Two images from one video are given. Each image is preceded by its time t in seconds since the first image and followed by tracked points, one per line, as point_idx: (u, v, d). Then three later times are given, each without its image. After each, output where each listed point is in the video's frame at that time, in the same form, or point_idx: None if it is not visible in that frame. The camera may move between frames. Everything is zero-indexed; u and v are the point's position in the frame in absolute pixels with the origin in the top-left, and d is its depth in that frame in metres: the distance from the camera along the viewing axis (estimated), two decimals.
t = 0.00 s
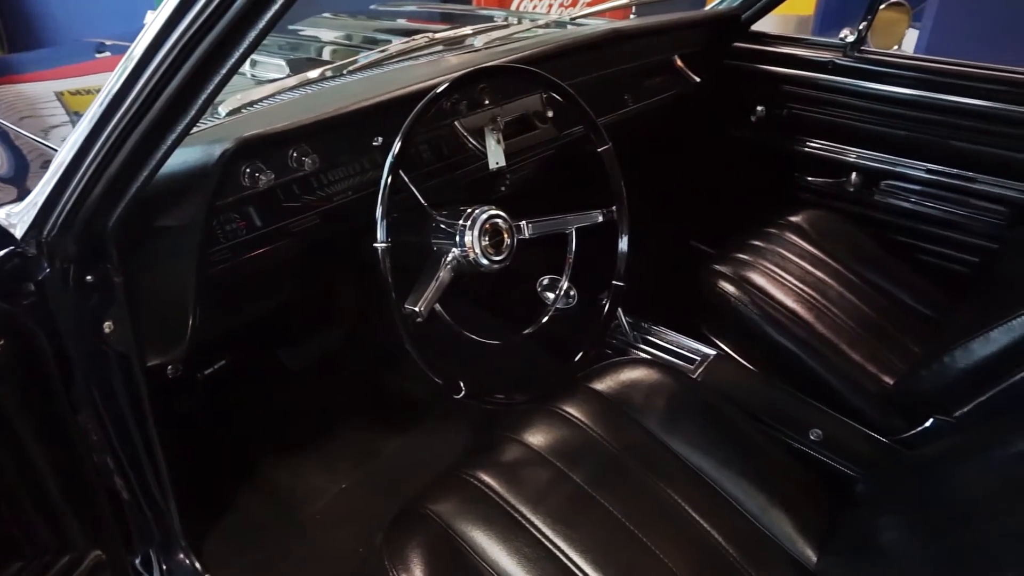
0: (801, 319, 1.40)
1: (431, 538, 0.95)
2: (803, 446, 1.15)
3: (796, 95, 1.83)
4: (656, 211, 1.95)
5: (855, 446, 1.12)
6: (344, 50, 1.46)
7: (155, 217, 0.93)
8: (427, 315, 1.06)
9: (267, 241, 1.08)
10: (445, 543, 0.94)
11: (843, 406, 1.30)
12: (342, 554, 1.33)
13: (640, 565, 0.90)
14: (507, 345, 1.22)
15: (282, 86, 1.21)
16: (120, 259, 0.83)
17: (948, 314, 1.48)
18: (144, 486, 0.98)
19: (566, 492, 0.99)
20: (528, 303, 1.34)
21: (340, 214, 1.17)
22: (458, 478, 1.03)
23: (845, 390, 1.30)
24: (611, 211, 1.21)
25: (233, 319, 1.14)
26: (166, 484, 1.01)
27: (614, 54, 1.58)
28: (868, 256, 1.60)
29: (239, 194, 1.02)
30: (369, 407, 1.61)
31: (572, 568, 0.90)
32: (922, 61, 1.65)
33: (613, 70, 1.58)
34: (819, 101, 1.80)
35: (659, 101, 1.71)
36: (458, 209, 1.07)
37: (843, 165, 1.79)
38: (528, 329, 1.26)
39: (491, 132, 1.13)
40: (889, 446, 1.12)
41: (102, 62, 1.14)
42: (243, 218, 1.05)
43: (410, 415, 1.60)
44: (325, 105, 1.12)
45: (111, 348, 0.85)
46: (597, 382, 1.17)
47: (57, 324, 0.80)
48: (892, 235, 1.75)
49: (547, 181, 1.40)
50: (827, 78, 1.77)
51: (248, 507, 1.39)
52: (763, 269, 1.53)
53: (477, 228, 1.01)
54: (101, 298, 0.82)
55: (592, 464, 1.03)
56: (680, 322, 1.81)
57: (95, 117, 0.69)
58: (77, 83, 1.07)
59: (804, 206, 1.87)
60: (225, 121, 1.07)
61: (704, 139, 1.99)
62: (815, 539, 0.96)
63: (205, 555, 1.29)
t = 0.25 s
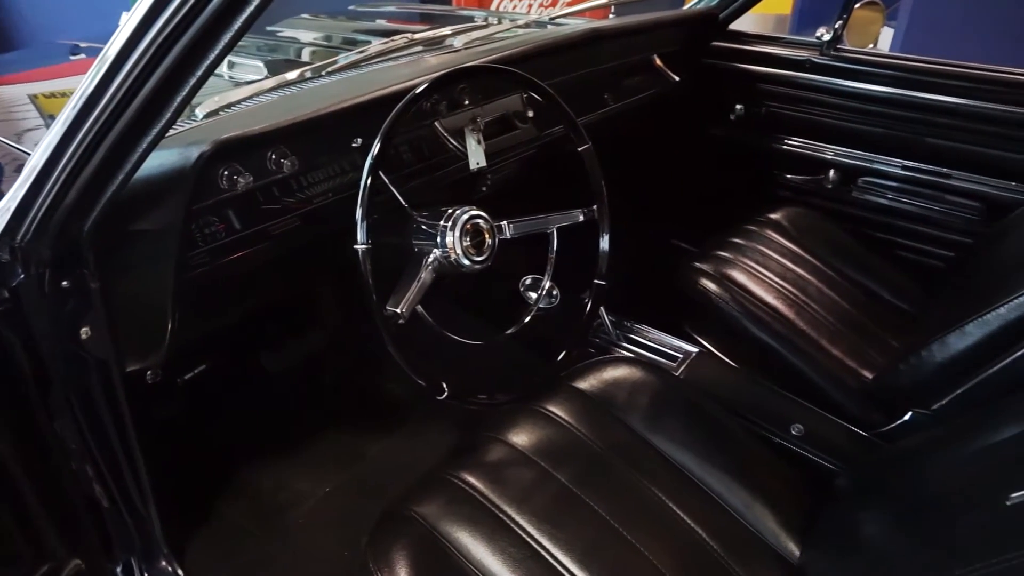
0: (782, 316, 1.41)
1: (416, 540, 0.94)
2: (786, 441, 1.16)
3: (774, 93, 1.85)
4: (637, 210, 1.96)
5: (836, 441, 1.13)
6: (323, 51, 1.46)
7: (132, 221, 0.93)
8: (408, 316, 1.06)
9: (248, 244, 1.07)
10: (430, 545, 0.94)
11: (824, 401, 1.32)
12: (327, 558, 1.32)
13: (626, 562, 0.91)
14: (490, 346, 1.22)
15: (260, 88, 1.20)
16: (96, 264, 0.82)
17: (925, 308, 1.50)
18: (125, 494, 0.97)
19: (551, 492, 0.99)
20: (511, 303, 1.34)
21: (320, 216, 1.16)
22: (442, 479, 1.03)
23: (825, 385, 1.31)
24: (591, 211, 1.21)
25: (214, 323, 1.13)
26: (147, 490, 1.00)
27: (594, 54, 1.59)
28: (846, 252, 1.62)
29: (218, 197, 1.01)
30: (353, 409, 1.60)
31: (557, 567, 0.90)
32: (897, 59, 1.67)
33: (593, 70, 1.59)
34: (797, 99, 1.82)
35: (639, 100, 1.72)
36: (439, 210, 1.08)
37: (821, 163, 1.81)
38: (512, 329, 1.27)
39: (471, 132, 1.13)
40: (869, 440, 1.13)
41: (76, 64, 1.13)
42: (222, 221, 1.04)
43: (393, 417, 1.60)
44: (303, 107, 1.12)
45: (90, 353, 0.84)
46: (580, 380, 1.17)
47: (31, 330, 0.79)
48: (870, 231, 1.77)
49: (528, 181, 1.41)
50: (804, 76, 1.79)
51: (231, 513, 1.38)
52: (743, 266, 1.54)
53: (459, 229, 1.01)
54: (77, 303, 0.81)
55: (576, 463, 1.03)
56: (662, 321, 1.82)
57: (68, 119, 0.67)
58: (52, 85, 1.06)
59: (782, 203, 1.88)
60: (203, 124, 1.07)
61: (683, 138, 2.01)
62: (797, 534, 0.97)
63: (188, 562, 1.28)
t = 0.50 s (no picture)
0: (763, 312, 1.43)
1: (400, 542, 0.94)
2: (768, 436, 1.16)
3: (752, 91, 1.86)
4: (618, 209, 1.97)
5: (816, 435, 1.14)
6: (301, 52, 1.45)
7: (108, 226, 0.92)
8: (389, 318, 1.05)
9: (226, 247, 1.06)
10: (415, 547, 0.94)
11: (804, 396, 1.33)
12: (311, 563, 1.31)
13: (611, 560, 0.91)
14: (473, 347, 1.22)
15: (237, 90, 1.19)
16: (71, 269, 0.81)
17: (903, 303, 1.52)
18: (104, 501, 0.96)
19: (535, 491, 0.99)
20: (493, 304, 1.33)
21: (300, 218, 1.15)
22: (427, 481, 1.03)
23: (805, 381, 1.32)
24: (572, 210, 1.21)
25: (193, 328, 1.12)
26: (126, 498, 0.99)
27: (573, 53, 1.59)
28: (824, 248, 1.63)
29: (195, 201, 1.00)
30: (336, 413, 1.59)
31: (542, 566, 0.90)
32: (873, 57, 1.69)
33: (572, 69, 1.59)
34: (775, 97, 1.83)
35: (619, 99, 1.72)
36: (419, 211, 1.07)
37: (799, 160, 1.83)
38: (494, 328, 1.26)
39: (450, 132, 1.15)
40: (849, 434, 1.14)
41: (49, 67, 1.11)
42: (200, 224, 1.02)
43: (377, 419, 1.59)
44: (281, 109, 1.11)
45: (66, 360, 0.83)
46: (563, 379, 1.18)
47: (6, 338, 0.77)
48: (848, 227, 1.79)
49: (509, 181, 1.40)
50: (781, 74, 1.81)
51: (214, 520, 1.36)
52: (724, 264, 1.55)
53: (439, 229, 1.00)
54: (53, 309, 0.80)
55: (560, 462, 1.03)
56: (645, 319, 1.83)
57: (40, 123, 0.66)
58: (23, 88, 1.04)
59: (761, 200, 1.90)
60: (179, 127, 1.05)
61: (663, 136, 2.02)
62: (780, 528, 0.98)
63: (170, 570, 1.27)
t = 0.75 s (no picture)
0: (743, 308, 1.44)
1: (385, 545, 0.94)
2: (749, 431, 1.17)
3: (730, 90, 1.88)
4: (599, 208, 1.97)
5: (797, 430, 1.15)
6: (279, 54, 1.44)
7: (83, 231, 0.90)
8: (370, 320, 1.05)
9: (204, 251, 1.05)
10: (400, 549, 0.93)
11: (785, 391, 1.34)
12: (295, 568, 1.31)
13: (595, 558, 0.91)
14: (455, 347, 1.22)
15: (213, 92, 1.18)
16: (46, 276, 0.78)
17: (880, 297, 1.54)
18: (83, 511, 0.95)
19: (519, 491, 0.99)
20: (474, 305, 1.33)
21: (279, 221, 1.14)
22: (411, 483, 1.03)
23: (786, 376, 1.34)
24: (553, 210, 1.21)
25: (172, 333, 1.11)
26: (106, 507, 0.98)
27: (551, 53, 1.59)
28: (803, 244, 1.65)
29: (172, 204, 0.99)
30: (319, 416, 1.58)
31: (527, 566, 0.90)
32: (848, 55, 1.71)
33: (551, 69, 1.59)
34: (752, 95, 1.85)
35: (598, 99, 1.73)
36: (400, 212, 1.08)
37: (777, 157, 1.84)
38: (475, 329, 1.26)
39: (431, 132, 1.12)
40: (829, 428, 1.16)
41: (20, 69, 1.10)
42: (178, 228, 1.01)
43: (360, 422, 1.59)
44: (258, 111, 1.10)
45: (42, 368, 0.82)
46: (546, 379, 1.18)
47: None
48: (826, 223, 1.81)
49: (489, 181, 1.40)
50: (759, 72, 1.82)
51: (196, 526, 1.35)
52: (704, 261, 1.56)
53: (419, 230, 1.00)
54: (27, 317, 0.78)
55: (543, 461, 1.03)
56: (627, 317, 1.84)
57: (10, 126, 0.65)
58: None
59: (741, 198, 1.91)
60: (155, 130, 1.04)
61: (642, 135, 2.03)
62: (762, 522, 0.99)
63: None
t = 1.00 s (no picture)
0: (723, 305, 1.45)
1: (369, 548, 0.93)
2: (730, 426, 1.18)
3: (708, 88, 1.89)
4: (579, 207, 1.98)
5: (777, 425, 1.16)
6: (256, 55, 1.43)
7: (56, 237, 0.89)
8: (350, 322, 1.04)
9: (181, 255, 1.04)
10: (384, 552, 0.93)
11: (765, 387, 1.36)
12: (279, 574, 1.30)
13: (580, 557, 0.91)
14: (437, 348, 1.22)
15: (188, 94, 1.17)
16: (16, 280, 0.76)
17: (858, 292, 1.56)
18: (60, 522, 0.93)
19: (503, 490, 0.99)
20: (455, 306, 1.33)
21: (257, 224, 1.13)
22: (394, 485, 1.02)
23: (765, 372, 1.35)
24: (532, 209, 1.21)
25: (149, 339, 1.10)
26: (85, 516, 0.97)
27: (529, 53, 1.60)
28: (780, 241, 1.67)
29: (147, 208, 0.98)
30: (301, 420, 1.57)
31: (512, 566, 0.90)
32: (823, 53, 1.73)
33: (529, 69, 1.59)
34: (729, 93, 1.86)
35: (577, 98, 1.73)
36: (380, 213, 1.07)
37: (755, 155, 1.86)
38: (456, 329, 1.27)
39: (409, 133, 1.12)
40: (808, 422, 1.17)
41: None
42: (154, 232, 1.00)
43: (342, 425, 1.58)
44: (234, 113, 1.09)
45: (15, 376, 0.79)
46: (528, 378, 1.18)
47: None
48: (803, 219, 1.83)
49: (469, 182, 1.40)
50: (735, 70, 1.84)
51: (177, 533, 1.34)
52: (684, 258, 1.57)
53: (399, 232, 1.00)
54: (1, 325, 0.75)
55: (526, 460, 1.03)
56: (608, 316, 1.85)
57: None
58: None
59: (719, 195, 1.92)
60: (129, 133, 1.03)
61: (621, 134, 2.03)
62: (744, 517, 1.00)
63: None
